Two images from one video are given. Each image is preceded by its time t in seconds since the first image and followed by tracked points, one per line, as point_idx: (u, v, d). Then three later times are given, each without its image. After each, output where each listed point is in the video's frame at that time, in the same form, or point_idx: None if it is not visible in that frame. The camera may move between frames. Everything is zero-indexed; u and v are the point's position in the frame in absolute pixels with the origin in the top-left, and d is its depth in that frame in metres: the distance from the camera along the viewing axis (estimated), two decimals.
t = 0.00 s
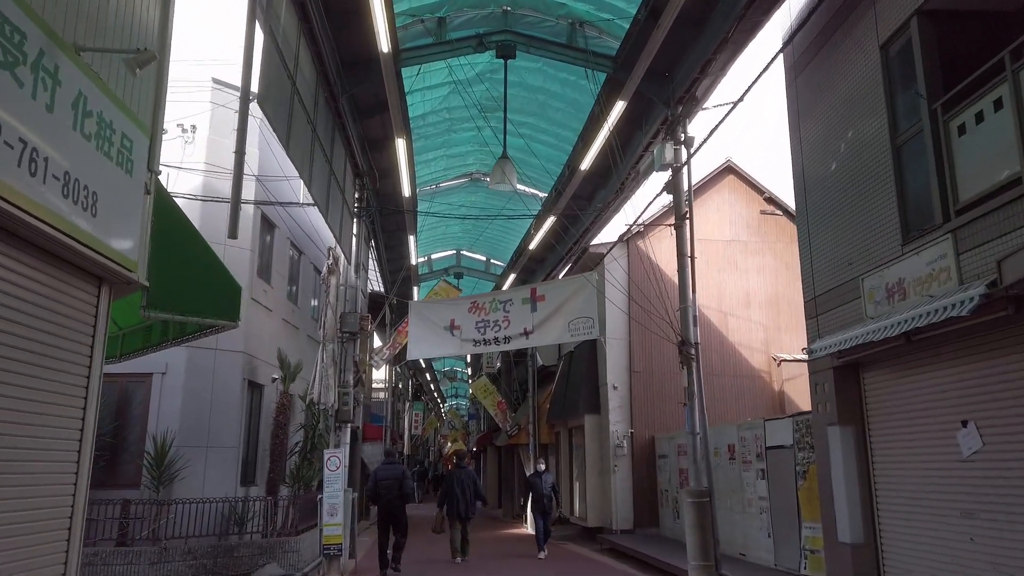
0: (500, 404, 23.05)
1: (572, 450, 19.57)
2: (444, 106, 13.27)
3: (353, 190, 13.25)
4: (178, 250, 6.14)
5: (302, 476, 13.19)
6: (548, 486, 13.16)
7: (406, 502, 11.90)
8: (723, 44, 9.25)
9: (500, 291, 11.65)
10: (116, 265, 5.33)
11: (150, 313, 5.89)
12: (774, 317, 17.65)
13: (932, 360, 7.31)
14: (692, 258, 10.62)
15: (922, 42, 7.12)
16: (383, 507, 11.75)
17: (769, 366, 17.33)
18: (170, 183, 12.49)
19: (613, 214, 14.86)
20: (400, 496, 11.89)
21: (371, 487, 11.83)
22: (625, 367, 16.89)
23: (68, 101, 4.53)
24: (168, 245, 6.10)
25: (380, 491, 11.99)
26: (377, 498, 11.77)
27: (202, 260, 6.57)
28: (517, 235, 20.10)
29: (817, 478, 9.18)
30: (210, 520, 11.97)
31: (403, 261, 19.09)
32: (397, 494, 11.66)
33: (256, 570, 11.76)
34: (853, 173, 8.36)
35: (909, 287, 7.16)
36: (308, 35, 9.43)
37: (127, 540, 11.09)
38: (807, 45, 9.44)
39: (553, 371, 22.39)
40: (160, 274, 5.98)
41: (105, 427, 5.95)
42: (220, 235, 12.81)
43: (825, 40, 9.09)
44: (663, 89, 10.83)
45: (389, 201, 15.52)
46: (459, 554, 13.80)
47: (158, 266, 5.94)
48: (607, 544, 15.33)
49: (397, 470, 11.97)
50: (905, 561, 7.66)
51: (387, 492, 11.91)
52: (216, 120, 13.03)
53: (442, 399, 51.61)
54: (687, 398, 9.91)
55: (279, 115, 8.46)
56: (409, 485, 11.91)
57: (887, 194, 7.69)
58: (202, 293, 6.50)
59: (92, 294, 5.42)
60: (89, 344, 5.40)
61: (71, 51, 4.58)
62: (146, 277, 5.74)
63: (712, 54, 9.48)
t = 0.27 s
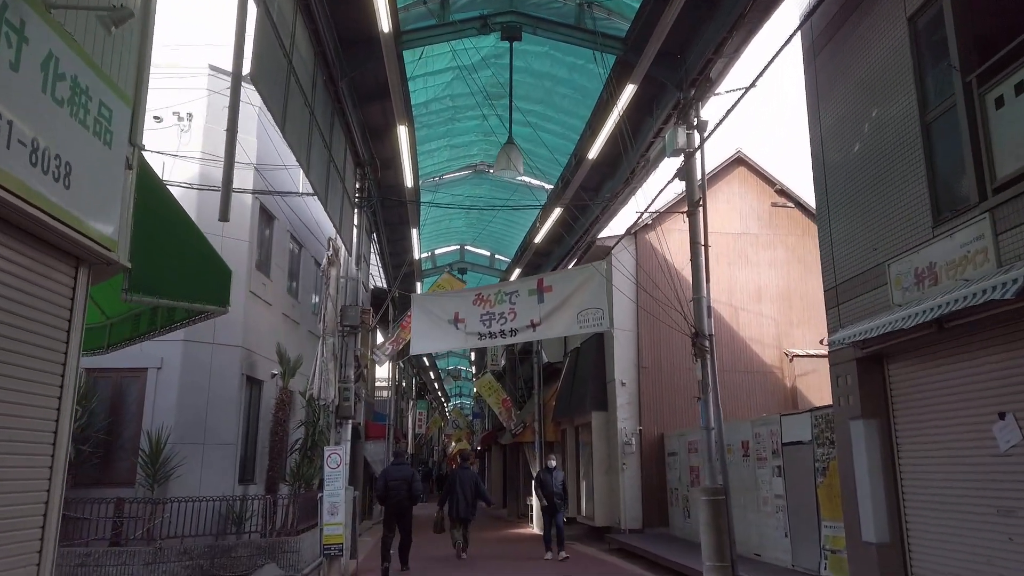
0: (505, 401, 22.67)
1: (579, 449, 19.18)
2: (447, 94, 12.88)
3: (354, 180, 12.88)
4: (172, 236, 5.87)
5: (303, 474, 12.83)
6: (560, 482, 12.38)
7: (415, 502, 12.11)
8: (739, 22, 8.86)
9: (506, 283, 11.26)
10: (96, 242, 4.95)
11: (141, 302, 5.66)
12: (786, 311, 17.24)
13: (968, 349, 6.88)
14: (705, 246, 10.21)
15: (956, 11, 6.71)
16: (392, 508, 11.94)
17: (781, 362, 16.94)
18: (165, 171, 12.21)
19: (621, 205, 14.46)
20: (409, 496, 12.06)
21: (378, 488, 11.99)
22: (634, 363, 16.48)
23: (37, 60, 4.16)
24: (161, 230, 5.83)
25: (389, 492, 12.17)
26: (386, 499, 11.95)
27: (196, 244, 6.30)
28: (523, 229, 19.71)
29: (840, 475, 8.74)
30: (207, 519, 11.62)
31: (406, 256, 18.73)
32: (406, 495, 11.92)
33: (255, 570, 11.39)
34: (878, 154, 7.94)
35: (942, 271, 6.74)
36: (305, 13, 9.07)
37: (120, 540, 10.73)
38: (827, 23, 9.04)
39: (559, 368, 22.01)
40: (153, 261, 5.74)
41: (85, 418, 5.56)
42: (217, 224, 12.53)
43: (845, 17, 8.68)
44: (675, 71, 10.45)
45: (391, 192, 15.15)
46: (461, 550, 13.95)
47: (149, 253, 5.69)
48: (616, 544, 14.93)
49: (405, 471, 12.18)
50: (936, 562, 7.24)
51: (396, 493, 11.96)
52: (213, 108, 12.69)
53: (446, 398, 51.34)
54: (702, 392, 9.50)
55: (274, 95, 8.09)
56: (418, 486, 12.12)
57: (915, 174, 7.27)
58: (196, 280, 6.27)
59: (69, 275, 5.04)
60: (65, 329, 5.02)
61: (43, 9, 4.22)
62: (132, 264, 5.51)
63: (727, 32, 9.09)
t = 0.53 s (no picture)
0: (510, 402, 22.29)
1: (585, 450, 18.76)
2: (450, 84, 12.49)
3: (355, 173, 12.50)
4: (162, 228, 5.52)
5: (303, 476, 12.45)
6: (574, 483, 11.63)
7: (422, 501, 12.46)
8: (757, 2, 8.44)
9: (512, 278, 10.87)
10: (68, 227, 4.55)
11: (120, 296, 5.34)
12: (798, 309, 16.81)
13: (1006, 344, 6.45)
14: (720, 240, 9.79)
15: None
16: (399, 506, 12.29)
17: (793, 361, 16.50)
18: (161, 163, 11.87)
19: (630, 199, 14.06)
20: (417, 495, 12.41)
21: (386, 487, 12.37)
22: (642, 362, 16.05)
23: None
24: (150, 219, 5.47)
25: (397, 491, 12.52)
26: (394, 497, 12.30)
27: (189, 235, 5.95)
28: (527, 225, 19.31)
29: (864, 479, 8.31)
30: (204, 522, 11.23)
31: (408, 254, 18.34)
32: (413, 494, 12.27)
33: None
34: (906, 139, 7.52)
35: (979, 262, 6.31)
36: None
37: (113, 544, 10.34)
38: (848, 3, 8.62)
39: (565, 368, 21.60)
40: (137, 253, 5.40)
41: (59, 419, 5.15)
42: (213, 218, 12.19)
43: None
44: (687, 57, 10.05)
45: (393, 187, 14.76)
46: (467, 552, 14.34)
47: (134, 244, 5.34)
48: (625, 548, 14.50)
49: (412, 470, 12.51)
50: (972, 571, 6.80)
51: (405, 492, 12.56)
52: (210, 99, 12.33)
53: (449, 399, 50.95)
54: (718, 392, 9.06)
55: (269, 80, 7.72)
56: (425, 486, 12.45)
57: (949, 160, 6.84)
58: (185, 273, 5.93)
59: (39, 263, 4.64)
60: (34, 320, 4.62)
61: None
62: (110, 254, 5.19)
63: (743, 13, 8.68)
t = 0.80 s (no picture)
0: (514, 400, 21.91)
1: (591, 449, 18.36)
2: (453, 69, 12.10)
3: (355, 161, 12.14)
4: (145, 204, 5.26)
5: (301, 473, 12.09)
6: (584, 481, 10.69)
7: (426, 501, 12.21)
8: None
9: (517, 268, 10.47)
10: (36, 197, 4.17)
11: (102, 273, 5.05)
12: (810, 303, 16.39)
13: None
14: (734, 227, 9.38)
15: None
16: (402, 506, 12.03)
17: (805, 357, 16.06)
18: (154, 150, 11.52)
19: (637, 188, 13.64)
20: (420, 495, 12.14)
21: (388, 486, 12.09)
22: (650, 357, 15.65)
23: None
24: (131, 194, 5.20)
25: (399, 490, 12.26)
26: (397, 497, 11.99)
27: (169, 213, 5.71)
28: (532, 219, 18.93)
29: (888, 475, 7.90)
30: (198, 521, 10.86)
31: (410, 247, 17.97)
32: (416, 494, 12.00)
33: None
34: (933, 116, 7.11)
35: (1016, 242, 5.90)
36: None
37: (102, 544, 9.97)
38: None
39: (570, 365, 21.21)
40: (120, 230, 5.11)
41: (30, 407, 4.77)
42: (208, 206, 11.84)
43: None
44: (699, 37, 9.66)
45: (394, 177, 14.39)
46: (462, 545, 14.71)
47: (119, 220, 5.07)
48: (632, 548, 14.11)
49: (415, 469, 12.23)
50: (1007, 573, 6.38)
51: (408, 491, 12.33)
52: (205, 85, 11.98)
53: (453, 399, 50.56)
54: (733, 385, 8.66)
55: (261, 55, 7.36)
56: (428, 486, 12.17)
57: (984, 133, 6.42)
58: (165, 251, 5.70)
59: (4, 236, 4.27)
60: None
61: None
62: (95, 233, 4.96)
63: None
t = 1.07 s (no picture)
0: (518, 401, 21.51)
1: (598, 451, 17.95)
2: (455, 59, 11.70)
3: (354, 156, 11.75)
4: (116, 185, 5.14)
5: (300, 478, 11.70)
6: (595, 486, 9.70)
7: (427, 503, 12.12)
8: None
9: (521, 265, 10.06)
10: None
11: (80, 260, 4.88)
12: (823, 301, 15.93)
13: None
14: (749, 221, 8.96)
15: None
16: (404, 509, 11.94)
17: (818, 357, 15.61)
18: (147, 142, 11.15)
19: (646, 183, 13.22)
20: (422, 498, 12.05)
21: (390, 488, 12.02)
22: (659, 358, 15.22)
23: None
24: (102, 176, 5.08)
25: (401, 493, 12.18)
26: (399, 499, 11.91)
27: (140, 200, 5.60)
28: (536, 216, 18.53)
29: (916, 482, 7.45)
30: (192, 529, 10.48)
31: (412, 246, 17.58)
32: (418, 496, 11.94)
33: None
34: (965, 99, 6.69)
35: None
36: None
37: (91, 553, 9.60)
38: None
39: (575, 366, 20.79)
40: (91, 212, 4.97)
41: None
42: (203, 202, 11.46)
43: None
44: (712, 22, 9.25)
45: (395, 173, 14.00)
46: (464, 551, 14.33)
47: (89, 201, 4.93)
48: (641, 555, 13.68)
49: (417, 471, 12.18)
50: None
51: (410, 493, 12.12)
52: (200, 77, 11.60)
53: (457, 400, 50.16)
54: (750, 386, 8.24)
55: (252, 39, 6.97)
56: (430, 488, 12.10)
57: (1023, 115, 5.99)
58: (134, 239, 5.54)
59: None
60: None
61: None
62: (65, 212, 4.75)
63: None
